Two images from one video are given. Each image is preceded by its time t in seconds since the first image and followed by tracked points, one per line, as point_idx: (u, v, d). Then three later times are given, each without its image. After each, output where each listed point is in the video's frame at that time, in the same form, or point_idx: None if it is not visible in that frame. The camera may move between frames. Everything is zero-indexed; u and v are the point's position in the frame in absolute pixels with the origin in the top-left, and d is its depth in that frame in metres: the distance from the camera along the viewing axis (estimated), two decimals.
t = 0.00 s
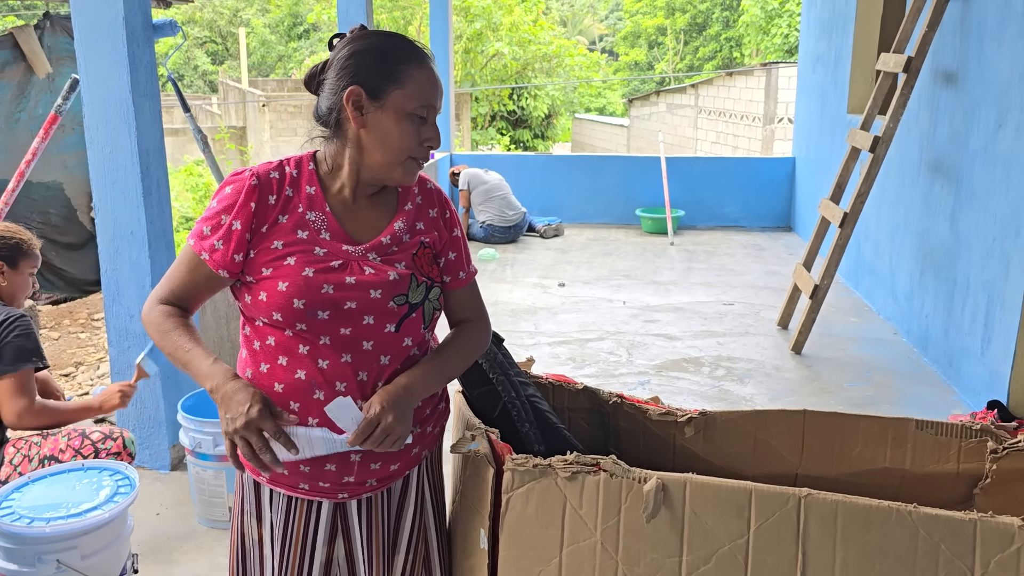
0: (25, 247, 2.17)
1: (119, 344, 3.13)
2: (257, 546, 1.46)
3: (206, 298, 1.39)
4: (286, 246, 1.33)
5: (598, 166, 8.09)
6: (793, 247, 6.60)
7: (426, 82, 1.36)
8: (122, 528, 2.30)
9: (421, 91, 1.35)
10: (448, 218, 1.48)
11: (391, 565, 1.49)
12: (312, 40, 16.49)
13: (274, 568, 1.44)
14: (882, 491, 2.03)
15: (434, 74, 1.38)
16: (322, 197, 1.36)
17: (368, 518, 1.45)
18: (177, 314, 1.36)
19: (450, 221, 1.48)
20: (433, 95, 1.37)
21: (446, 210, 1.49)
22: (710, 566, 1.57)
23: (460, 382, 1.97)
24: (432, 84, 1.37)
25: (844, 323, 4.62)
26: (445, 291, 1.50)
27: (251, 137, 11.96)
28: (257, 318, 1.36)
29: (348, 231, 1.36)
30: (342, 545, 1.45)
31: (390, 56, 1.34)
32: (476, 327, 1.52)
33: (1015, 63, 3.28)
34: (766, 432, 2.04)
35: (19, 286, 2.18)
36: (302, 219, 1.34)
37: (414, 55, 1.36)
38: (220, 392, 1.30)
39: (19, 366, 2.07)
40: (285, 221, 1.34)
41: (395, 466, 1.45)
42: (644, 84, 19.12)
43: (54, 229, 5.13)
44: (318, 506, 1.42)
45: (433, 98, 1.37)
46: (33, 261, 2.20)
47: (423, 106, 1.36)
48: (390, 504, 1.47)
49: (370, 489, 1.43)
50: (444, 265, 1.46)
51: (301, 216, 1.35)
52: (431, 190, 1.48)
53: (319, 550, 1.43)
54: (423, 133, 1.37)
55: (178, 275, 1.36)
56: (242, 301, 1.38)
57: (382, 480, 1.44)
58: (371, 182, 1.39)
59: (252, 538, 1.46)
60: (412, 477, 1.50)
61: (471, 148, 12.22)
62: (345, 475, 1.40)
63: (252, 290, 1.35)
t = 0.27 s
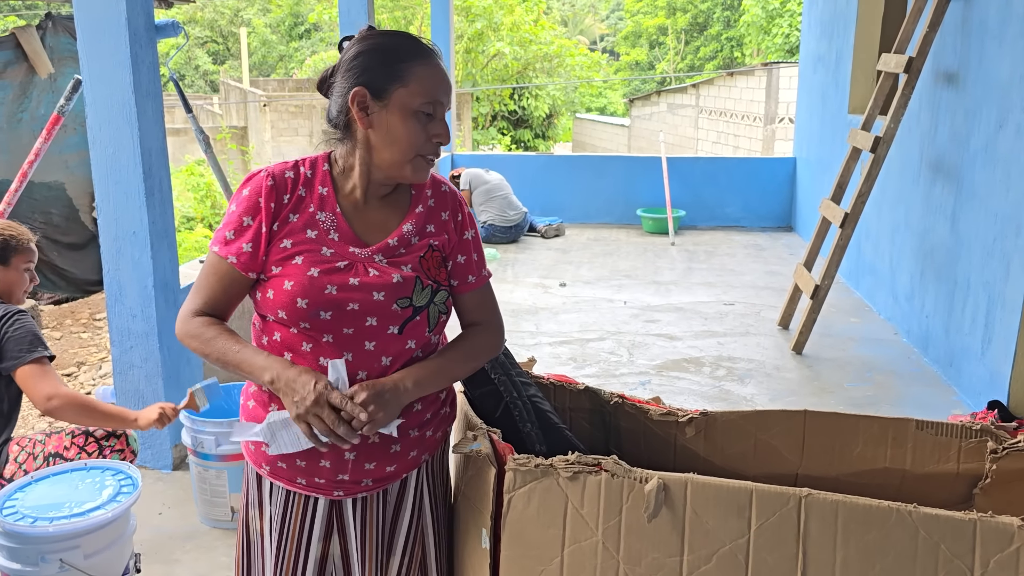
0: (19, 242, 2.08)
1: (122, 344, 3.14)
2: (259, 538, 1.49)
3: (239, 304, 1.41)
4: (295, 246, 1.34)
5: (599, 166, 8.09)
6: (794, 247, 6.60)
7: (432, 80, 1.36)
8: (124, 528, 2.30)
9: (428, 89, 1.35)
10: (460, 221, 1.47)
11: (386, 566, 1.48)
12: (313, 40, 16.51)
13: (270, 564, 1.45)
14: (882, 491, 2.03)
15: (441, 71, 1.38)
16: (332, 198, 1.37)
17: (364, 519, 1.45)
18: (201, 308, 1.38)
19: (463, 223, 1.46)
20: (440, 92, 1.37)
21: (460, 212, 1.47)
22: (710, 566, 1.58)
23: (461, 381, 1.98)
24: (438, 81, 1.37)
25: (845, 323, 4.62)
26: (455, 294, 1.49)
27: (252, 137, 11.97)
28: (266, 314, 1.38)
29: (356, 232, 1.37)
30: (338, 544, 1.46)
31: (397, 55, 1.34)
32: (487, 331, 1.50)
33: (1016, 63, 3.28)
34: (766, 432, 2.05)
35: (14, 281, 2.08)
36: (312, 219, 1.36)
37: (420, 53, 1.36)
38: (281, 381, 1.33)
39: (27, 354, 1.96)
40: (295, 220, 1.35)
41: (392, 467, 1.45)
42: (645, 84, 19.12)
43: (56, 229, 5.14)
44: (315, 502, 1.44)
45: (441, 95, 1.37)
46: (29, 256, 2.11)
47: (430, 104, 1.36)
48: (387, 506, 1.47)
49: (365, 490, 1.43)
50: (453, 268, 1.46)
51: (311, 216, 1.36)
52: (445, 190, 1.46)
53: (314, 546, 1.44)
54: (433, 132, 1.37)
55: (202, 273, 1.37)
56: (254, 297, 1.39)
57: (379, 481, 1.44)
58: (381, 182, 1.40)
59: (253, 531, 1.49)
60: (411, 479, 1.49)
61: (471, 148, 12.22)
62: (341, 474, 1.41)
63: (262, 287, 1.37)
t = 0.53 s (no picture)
0: (22, 242, 2.08)
1: (122, 344, 3.14)
2: (256, 531, 1.49)
3: (247, 286, 1.42)
4: (315, 243, 1.34)
5: (599, 166, 8.09)
6: (795, 247, 6.60)
7: (387, 62, 1.36)
8: (126, 528, 2.31)
9: (379, 72, 1.35)
10: (486, 234, 1.44)
11: (385, 567, 1.47)
12: (313, 40, 16.53)
13: (265, 559, 1.45)
14: (883, 490, 2.03)
15: (400, 52, 1.36)
16: (357, 198, 1.37)
17: (361, 519, 1.45)
18: (215, 292, 1.41)
19: (487, 238, 1.44)
20: (399, 72, 1.35)
21: (487, 227, 1.44)
22: (710, 565, 1.58)
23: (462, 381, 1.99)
24: (396, 62, 1.36)
25: (845, 323, 4.62)
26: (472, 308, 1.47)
27: (253, 137, 11.97)
28: (281, 306, 1.38)
29: (378, 235, 1.36)
30: (334, 542, 1.46)
31: (357, 49, 1.39)
32: (504, 347, 1.49)
33: (1017, 63, 3.28)
34: (766, 432, 2.05)
35: (18, 282, 2.09)
36: (335, 218, 1.35)
37: (378, 41, 1.38)
38: (265, 383, 1.36)
39: (29, 361, 1.96)
40: (318, 217, 1.35)
41: (392, 469, 1.44)
42: (646, 84, 19.12)
43: (57, 229, 5.15)
44: (315, 499, 1.44)
45: (400, 74, 1.35)
46: (33, 258, 2.12)
47: (386, 85, 1.35)
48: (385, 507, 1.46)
49: (363, 490, 1.43)
50: (473, 281, 1.44)
51: (335, 215, 1.35)
52: (473, 203, 1.44)
53: (310, 544, 1.44)
54: (393, 112, 1.35)
55: (220, 255, 1.39)
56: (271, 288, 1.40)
57: (377, 482, 1.44)
58: (387, 179, 1.38)
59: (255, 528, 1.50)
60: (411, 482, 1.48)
61: (471, 148, 12.22)
62: (340, 472, 1.42)
63: (280, 280, 1.37)
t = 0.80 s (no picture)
0: (29, 230, 2.28)
1: (124, 344, 3.14)
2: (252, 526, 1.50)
3: (257, 297, 1.46)
4: (306, 252, 1.35)
5: (601, 166, 8.09)
6: (796, 246, 6.60)
7: (380, 64, 1.36)
8: (128, 528, 2.30)
9: (372, 74, 1.36)
10: (483, 242, 1.39)
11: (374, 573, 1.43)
12: (314, 40, 16.51)
13: (257, 553, 1.45)
14: (888, 491, 2.03)
15: (394, 53, 1.36)
16: (350, 206, 1.37)
17: (351, 521, 1.44)
18: (226, 300, 1.47)
19: (485, 246, 1.39)
20: (393, 74, 1.35)
21: (485, 234, 1.40)
22: (715, 566, 1.57)
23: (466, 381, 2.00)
24: (388, 63, 1.36)
25: (847, 323, 4.62)
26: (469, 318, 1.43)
27: (254, 137, 11.97)
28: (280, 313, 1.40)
29: (369, 245, 1.35)
30: (321, 544, 1.43)
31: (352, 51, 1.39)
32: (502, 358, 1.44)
33: (1019, 63, 3.28)
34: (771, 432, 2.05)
35: (35, 271, 2.32)
36: (327, 227, 1.36)
37: (372, 43, 1.38)
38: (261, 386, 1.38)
39: (41, 345, 2.14)
40: (312, 226, 1.36)
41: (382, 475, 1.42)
42: (646, 84, 19.10)
43: (58, 229, 5.14)
44: (307, 497, 1.44)
45: (393, 76, 1.35)
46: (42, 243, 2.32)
47: (378, 87, 1.36)
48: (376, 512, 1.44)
49: (351, 493, 1.42)
50: (467, 291, 1.39)
51: (326, 224, 1.36)
52: (472, 209, 1.40)
53: (298, 542, 1.43)
54: (385, 114, 1.35)
55: (229, 268, 1.44)
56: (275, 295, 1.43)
57: (367, 486, 1.43)
58: (383, 184, 1.37)
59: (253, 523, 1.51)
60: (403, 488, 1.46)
61: (472, 148, 12.21)
62: (328, 474, 1.41)
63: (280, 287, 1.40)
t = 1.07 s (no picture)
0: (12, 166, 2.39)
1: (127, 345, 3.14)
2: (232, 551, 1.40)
3: (218, 315, 1.35)
4: (254, 268, 1.24)
5: (602, 166, 8.09)
6: (798, 247, 6.60)
7: (313, 68, 1.24)
8: (132, 529, 2.30)
9: (305, 79, 1.24)
10: (442, 240, 1.27)
11: None
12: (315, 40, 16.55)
13: None
14: (893, 493, 2.04)
15: (327, 55, 1.25)
16: (298, 217, 1.25)
17: (326, 543, 1.30)
18: (182, 316, 1.34)
19: (444, 243, 1.27)
20: (327, 78, 1.24)
21: (442, 232, 1.27)
22: (722, 568, 1.61)
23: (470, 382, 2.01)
24: (322, 66, 1.24)
25: (850, 323, 4.62)
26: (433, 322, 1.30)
27: (255, 137, 11.99)
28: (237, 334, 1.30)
29: (321, 254, 1.23)
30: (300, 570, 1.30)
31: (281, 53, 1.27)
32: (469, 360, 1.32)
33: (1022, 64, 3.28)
34: (776, 434, 2.05)
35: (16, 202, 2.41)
36: (274, 240, 1.24)
37: (303, 43, 1.26)
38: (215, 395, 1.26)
39: (41, 268, 2.25)
40: (258, 240, 1.25)
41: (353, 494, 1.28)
42: (648, 84, 19.11)
43: (61, 229, 5.14)
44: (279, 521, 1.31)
45: (328, 81, 1.24)
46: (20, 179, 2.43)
47: (311, 93, 1.24)
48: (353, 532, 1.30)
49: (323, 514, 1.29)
50: (429, 293, 1.26)
51: (274, 237, 1.24)
52: (426, 205, 1.27)
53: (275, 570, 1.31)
54: (322, 121, 1.23)
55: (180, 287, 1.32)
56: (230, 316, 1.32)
57: (339, 505, 1.29)
58: (327, 193, 1.26)
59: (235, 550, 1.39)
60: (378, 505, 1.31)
61: (474, 147, 12.21)
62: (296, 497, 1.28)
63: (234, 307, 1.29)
